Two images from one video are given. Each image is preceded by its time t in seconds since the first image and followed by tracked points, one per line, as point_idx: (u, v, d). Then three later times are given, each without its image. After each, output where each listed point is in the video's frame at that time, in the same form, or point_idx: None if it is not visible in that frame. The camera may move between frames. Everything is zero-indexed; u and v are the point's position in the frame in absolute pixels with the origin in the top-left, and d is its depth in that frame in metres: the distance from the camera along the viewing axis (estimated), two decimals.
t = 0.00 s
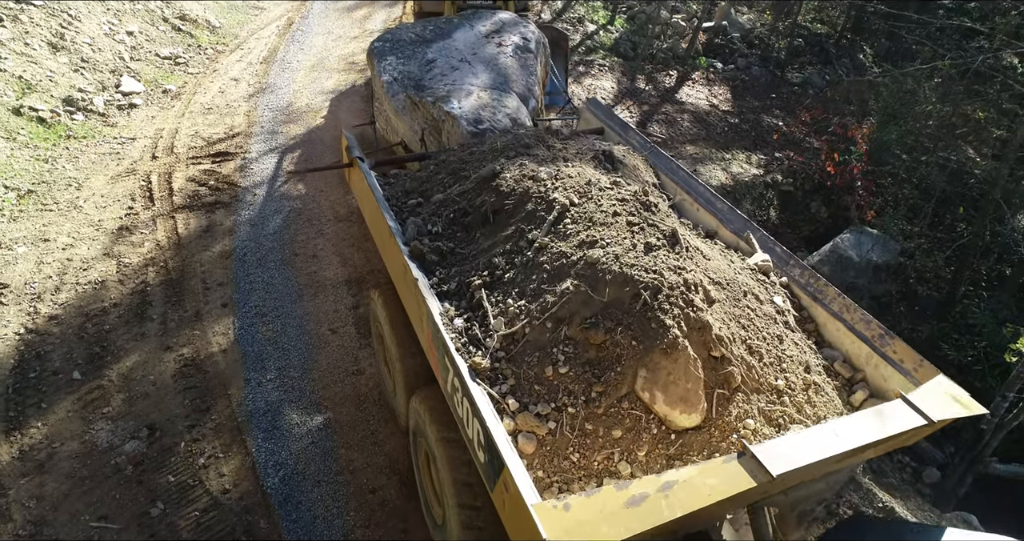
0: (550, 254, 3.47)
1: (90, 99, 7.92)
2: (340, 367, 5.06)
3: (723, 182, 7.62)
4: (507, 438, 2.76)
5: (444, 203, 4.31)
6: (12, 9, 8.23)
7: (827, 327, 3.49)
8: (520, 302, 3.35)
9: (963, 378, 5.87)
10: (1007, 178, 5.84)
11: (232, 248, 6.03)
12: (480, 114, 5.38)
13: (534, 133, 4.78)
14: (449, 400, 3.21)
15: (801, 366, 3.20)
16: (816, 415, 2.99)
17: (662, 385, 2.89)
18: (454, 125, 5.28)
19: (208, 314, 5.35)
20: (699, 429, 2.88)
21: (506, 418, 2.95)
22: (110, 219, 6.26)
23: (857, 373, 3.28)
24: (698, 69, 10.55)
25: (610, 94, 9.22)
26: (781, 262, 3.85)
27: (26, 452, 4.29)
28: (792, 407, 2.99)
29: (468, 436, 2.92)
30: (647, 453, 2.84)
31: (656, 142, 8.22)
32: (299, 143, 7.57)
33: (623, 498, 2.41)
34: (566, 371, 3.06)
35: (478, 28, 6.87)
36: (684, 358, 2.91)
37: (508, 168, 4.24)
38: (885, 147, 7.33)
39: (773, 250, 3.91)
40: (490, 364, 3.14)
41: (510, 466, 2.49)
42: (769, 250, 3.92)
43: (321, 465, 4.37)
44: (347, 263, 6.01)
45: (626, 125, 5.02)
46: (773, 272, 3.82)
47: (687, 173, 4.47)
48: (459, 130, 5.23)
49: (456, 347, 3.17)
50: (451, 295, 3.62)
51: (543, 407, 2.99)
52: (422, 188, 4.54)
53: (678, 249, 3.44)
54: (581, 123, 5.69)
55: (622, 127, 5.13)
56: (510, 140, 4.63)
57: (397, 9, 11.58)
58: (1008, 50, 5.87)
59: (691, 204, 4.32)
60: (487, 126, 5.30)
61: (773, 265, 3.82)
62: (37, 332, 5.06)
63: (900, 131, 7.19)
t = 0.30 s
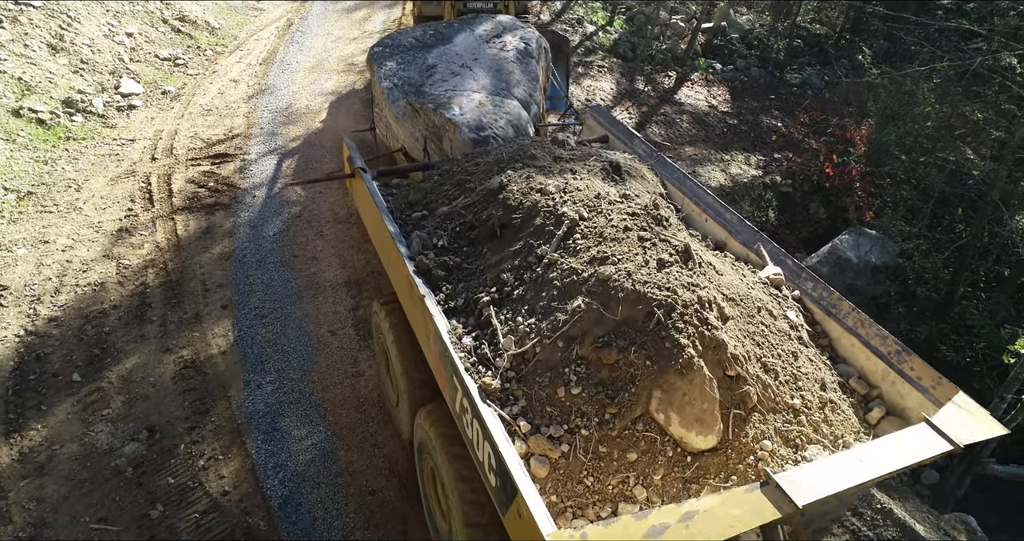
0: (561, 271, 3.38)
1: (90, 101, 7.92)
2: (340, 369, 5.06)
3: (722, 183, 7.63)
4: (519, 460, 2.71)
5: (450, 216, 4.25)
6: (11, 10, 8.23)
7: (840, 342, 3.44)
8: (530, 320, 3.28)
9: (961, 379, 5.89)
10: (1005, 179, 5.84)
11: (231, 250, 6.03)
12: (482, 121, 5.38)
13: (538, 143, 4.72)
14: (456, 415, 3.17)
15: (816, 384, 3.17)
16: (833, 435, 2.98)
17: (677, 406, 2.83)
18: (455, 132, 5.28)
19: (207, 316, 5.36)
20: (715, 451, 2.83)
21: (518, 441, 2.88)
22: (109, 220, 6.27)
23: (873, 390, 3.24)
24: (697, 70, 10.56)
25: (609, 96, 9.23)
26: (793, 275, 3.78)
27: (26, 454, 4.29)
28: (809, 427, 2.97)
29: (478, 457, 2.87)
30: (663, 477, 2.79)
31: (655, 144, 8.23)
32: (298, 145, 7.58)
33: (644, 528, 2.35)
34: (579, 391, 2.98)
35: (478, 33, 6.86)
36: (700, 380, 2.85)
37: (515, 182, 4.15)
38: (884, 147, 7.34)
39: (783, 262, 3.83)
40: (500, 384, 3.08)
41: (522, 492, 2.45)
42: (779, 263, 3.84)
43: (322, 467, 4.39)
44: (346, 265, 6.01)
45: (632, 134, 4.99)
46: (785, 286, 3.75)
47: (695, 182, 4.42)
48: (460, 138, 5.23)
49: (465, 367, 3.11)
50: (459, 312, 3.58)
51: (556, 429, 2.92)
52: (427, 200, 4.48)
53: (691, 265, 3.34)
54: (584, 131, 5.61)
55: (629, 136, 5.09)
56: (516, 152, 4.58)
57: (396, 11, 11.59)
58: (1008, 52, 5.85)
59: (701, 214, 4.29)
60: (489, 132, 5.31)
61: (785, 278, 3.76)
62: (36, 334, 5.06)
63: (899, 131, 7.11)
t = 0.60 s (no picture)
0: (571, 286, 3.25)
1: (89, 101, 7.92)
2: (339, 369, 5.06)
3: (721, 183, 7.62)
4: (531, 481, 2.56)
5: (454, 227, 4.07)
6: (10, 11, 8.23)
7: (856, 355, 3.36)
8: (541, 337, 3.14)
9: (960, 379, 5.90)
10: (1004, 179, 5.85)
11: (230, 250, 6.03)
12: (483, 126, 5.38)
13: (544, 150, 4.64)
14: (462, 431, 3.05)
15: (833, 399, 3.09)
16: (851, 452, 2.92)
17: (694, 426, 2.73)
18: (457, 138, 5.28)
19: (207, 316, 5.36)
20: (732, 471, 2.75)
21: (530, 462, 2.76)
22: (109, 221, 6.27)
23: (890, 404, 3.17)
24: (697, 70, 10.56)
25: (608, 96, 9.23)
26: (806, 285, 3.71)
27: (25, 454, 4.29)
28: (828, 444, 2.90)
29: (489, 478, 2.74)
30: (680, 499, 2.69)
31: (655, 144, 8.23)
32: (297, 145, 7.59)
33: None
34: (592, 411, 2.85)
35: (479, 37, 6.86)
36: (716, 398, 2.76)
37: (522, 191, 3.98)
38: (882, 148, 7.35)
39: (795, 272, 3.76)
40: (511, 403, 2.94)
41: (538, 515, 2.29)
42: (792, 273, 3.77)
43: (321, 467, 4.39)
44: (345, 266, 6.01)
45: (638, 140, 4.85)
46: (798, 297, 3.66)
47: (701, 188, 4.32)
48: (462, 144, 5.23)
49: (475, 386, 2.96)
50: (466, 327, 3.42)
51: (569, 450, 2.78)
52: (431, 210, 4.34)
53: (704, 278, 3.25)
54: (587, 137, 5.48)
55: (634, 142, 4.95)
56: (520, 161, 4.43)
57: (395, 11, 11.60)
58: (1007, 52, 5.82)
59: (708, 222, 4.20)
60: (491, 138, 5.31)
61: (798, 289, 3.67)
62: (36, 335, 5.06)
63: (898, 132, 7.09)
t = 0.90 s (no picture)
0: (583, 298, 3.21)
1: (88, 101, 7.92)
2: (339, 368, 5.06)
3: (721, 182, 7.62)
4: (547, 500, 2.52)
5: (461, 235, 4.05)
6: (9, 10, 8.22)
7: (873, 367, 3.26)
8: (553, 351, 3.08)
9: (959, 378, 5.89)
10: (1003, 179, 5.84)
11: (229, 250, 6.02)
12: (486, 130, 5.38)
13: (550, 157, 4.60)
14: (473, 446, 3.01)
15: (853, 413, 3.02)
16: (872, 467, 2.87)
17: (712, 443, 2.62)
18: (459, 142, 5.27)
19: (206, 316, 5.35)
20: (752, 489, 2.65)
21: (544, 481, 2.68)
22: (108, 220, 6.26)
23: (909, 417, 3.08)
24: (696, 70, 10.55)
25: (607, 96, 9.22)
26: (820, 295, 3.61)
27: (24, 454, 4.28)
28: (848, 460, 2.83)
29: (502, 497, 2.71)
30: (699, 519, 2.59)
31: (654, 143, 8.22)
32: (296, 145, 7.57)
33: None
34: (608, 428, 2.77)
35: (480, 40, 6.85)
36: (736, 415, 2.66)
37: (530, 200, 3.95)
38: (882, 147, 7.26)
39: (809, 281, 3.67)
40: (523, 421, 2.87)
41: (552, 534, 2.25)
42: (806, 281, 3.69)
43: (319, 466, 4.39)
44: (345, 265, 6.01)
45: (644, 145, 4.78)
46: (813, 307, 3.57)
47: (710, 194, 4.22)
48: (465, 148, 5.23)
49: (486, 402, 2.91)
50: (475, 340, 3.34)
51: (584, 468, 2.71)
52: (437, 218, 4.32)
53: (720, 289, 3.16)
54: (592, 142, 5.41)
55: (640, 147, 4.87)
56: (527, 168, 4.43)
57: (394, 10, 11.59)
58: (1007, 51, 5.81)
59: (718, 229, 4.12)
60: (493, 143, 5.31)
61: (812, 298, 3.59)
62: (34, 335, 5.05)
63: (897, 131, 6.99)
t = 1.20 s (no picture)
0: (597, 309, 3.15)
1: (87, 99, 7.91)
2: (338, 366, 5.05)
3: (720, 181, 7.61)
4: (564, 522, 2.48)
5: (467, 243, 3.95)
6: (7, 9, 8.21)
7: (895, 379, 3.26)
8: (567, 365, 3.03)
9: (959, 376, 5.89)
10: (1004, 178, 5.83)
11: (228, 249, 6.00)
12: (489, 133, 5.36)
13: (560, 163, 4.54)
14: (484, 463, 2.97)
15: (875, 427, 3.01)
16: (897, 484, 2.85)
17: (736, 461, 2.61)
18: (463, 145, 5.26)
19: (205, 314, 5.34)
20: (775, 507, 2.63)
21: (561, 501, 2.64)
22: (107, 219, 6.25)
23: (932, 429, 3.08)
24: (695, 69, 10.53)
25: (607, 94, 9.21)
26: (838, 303, 3.59)
27: (23, 452, 4.27)
28: (872, 476, 2.81)
29: (516, 517, 2.68)
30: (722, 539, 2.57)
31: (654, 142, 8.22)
32: (295, 144, 7.56)
33: None
34: (626, 445, 2.72)
35: (481, 41, 6.84)
36: (759, 430, 2.66)
37: (540, 208, 3.88)
38: (882, 146, 7.34)
39: (827, 290, 3.66)
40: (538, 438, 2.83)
41: None
42: (822, 290, 3.67)
43: (318, 465, 4.38)
44: (344, 263, 6.00)
45: (653, 148, 4.78)
46: (830, 316, 3.55)
47: (725, 202, 4.21)
48: (468, 151, 5.21)
49: (499, 418, 2.87)
50: (485, 352, 3.28)
51: (602, 488, 2.66)
52: (443, 225, 4.23)
53: (739, 300, 3.14)
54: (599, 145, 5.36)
55: (650, 152, 4.83)
56: (535, 175, 4.34)
57: (393, 9, 11.58)
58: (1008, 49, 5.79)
59: (731, 236, 4.09)
60: (497, 144, 5.29)
61: (830, 308, 3.57)
62: (33, 333, 5.04)
63: (897, 130, 7.05)
